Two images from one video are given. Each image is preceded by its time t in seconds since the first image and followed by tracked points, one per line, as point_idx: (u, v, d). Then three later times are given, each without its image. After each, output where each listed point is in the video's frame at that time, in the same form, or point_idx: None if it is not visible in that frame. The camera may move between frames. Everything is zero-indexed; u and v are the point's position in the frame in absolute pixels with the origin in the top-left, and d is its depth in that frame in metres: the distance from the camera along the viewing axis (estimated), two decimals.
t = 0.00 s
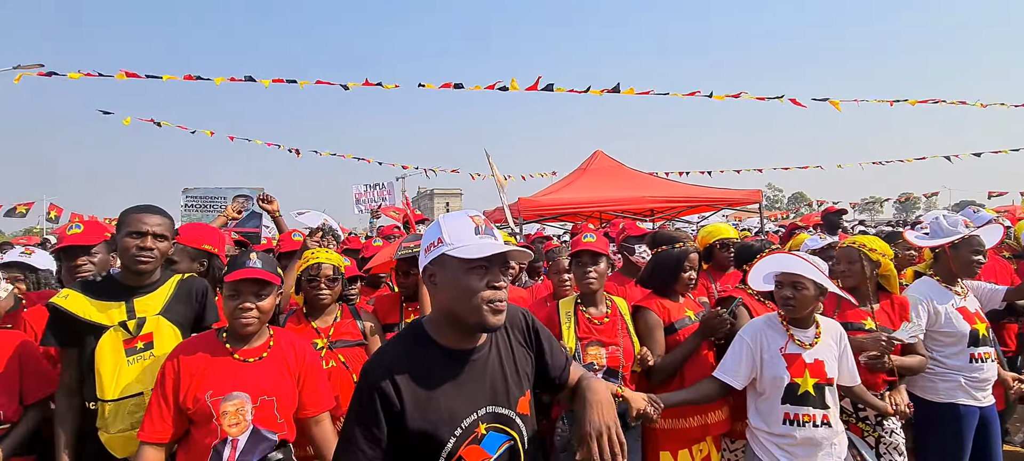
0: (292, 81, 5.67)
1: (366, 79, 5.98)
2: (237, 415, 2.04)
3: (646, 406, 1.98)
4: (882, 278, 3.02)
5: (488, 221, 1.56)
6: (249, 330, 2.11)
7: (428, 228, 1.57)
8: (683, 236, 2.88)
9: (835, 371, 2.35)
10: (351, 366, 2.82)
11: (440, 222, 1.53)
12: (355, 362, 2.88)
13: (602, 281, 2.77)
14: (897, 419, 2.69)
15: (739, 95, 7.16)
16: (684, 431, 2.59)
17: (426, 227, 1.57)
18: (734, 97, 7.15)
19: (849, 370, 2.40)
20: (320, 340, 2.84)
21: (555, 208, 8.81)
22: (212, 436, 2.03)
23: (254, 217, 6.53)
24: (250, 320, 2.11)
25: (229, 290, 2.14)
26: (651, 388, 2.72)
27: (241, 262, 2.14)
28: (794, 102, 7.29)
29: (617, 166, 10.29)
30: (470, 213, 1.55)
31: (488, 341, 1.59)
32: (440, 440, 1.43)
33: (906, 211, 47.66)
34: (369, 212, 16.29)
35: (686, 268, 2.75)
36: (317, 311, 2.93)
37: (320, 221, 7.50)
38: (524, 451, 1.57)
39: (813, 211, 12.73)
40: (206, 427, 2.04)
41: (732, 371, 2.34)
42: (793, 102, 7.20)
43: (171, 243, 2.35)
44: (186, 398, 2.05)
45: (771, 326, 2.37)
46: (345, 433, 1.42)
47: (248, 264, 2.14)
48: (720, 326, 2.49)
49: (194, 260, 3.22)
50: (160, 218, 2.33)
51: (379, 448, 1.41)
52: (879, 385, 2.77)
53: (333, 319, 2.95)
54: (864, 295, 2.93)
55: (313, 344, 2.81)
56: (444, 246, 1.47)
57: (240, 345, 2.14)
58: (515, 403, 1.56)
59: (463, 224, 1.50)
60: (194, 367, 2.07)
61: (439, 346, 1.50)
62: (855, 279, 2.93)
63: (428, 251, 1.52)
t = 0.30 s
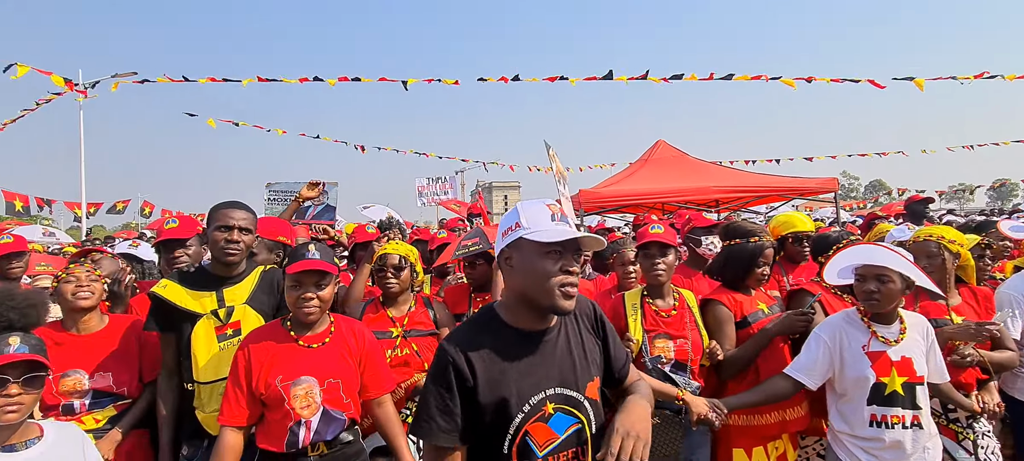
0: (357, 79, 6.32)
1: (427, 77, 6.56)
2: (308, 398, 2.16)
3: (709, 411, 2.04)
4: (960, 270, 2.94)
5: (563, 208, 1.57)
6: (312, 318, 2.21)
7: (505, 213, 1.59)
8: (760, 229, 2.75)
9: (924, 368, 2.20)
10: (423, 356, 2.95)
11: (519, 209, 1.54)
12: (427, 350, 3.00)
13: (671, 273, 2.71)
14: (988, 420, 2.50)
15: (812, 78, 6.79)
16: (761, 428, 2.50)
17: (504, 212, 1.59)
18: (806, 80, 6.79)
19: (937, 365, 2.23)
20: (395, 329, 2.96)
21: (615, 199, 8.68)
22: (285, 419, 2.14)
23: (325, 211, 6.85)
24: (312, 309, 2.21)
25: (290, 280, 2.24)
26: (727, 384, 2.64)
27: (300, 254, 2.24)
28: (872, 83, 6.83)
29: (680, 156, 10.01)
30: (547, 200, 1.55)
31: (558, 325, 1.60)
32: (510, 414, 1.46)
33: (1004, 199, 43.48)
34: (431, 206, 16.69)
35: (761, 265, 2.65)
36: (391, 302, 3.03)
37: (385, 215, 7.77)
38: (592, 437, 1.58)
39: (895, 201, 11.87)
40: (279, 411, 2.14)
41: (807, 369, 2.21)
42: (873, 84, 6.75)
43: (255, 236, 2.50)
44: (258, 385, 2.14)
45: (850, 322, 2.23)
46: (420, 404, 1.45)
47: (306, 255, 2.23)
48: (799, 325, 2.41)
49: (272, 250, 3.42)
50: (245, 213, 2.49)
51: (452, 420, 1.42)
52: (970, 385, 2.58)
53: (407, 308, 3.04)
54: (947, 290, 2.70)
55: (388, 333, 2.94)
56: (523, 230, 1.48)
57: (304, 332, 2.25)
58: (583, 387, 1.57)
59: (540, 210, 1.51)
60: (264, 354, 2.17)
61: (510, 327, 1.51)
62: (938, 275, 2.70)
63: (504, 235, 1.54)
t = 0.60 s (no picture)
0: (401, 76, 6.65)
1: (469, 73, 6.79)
2: (355, 393, 2.22)
3: (767, 409, 2.18)
4: None
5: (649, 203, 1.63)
6: (354, 316, 2.23)
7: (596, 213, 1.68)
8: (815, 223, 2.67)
9: (1000, 371, 2.08)
10: (475, 351, 2.98)
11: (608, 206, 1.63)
12: (479, 347, 3.03)
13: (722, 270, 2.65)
14: None
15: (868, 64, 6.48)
16: (816, 429, 2.43)
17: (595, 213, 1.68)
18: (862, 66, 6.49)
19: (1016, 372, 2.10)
20: (450, 323, 3.02)
21: (659, 194, 8.51)
22: (335, 412, 2.20)
23: (372, 208, 7.02)
24: (354, 307, 2.23)
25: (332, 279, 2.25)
26: (779, 384, 2.58)
27: (343, 253, 2.25)
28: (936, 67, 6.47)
29: (727, 149, 9.73)
30: (633, 197, 1.63)
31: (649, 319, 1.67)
32: (600, 400, 1.54)
33: None
34: (474, 202, 16.83)
35: (817, 260, 2.58)
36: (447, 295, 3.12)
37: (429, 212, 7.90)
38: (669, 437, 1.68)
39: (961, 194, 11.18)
40: (326, 405, 2.20)
41: (871, 374, 2.13)
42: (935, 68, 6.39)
43: (310, 232, 2.61)
44: (306, 381, 2.21)
45: (917, 323, 2.12)
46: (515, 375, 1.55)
47: (348, 254, 2.25)
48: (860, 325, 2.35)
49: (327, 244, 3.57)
50: (300, 210, 2.59)
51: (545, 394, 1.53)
52: None
53: (463, 303, 3.12)
54: None
55: (443, 327, 3.00)
56: (610, 224, 1.57)
57: (345, 329, 2.28)
58: (667, 387, 1.65)
59: (627, 204, 1.59)
60: (310, 350, 2.23)
61: (603, 316, 1.59)
62: None
63: (596, 231, 1.64)
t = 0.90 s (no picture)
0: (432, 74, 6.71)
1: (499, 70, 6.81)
2: (383, 387, 2.26)
3: (813, 398, 2.14)
4: None
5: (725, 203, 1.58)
6: (382, 311, 2.27)
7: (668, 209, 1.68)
8: (857, 220, 2.59)
9: None
10: (513, 346, 3.02)
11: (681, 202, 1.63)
12: (516, 342, 3.06)
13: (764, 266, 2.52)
14: None
15: (915, 53, 6.23)
16: (856, 431, 2.37)
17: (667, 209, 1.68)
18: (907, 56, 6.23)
19: None
20: (489, 317, 3.06)
21: (693, 189, 8.36)
22: (367, 405, 2.25)
23: (404, 204, 7.11)
24: (382, 303, 2.26)
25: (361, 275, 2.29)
26: (818, 382, 2.52)
27: (371, 250, 2.29)
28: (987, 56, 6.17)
29: (763, 142, 9.50)
30: (709, 196, 1.60)
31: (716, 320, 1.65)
32: (658, 391, 1.57)
33: None
34: (504, 197, 16.88)
35: (862, 255, 2.52)
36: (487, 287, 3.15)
37: (460, 207, 7.96)
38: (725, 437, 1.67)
39: (1013, 189, 10.62)
40: (358, 399, 2.26)
41: (920, 375, 2.06)
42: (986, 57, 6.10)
43: (349, 226, 2.66)
44: (338, 374, 2.26)
45: (972, 324, 2.03)
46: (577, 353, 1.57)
47: (376, 251, 2.28)
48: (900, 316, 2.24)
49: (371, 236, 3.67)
50: (341, 205, 2.65)
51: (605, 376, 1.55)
52: None
53: (501, 297, 3.15)
54: None
55: (482, 321, 3.05)
56: (678, 223, 1.57)
57: (374, 325, 2.32)
58: (729, 388, 1.64)
59: (699, 205, 1.57)
60: (340, 345, 2.28)
61: (669, 310, 1.60)
62: None
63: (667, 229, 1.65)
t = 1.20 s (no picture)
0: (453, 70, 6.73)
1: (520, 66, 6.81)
2: (414, 384, 2.28)
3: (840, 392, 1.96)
4: None
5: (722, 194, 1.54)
6: (407, 311, 2.29)
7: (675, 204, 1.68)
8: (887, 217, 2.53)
9: None
10: (542, 341, 3.04)
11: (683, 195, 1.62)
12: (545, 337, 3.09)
13: (784, 262, 2.57)
14: None
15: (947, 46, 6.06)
16: (888, 432, 2.32)
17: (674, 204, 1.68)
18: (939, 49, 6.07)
19: None
20: (517, 311, 3.08)
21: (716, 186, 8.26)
22: (397, 402, 2.28)
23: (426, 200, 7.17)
24: (407, 303, 2.28)
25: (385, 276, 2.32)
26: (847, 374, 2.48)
27: (394, 250, 2.31)
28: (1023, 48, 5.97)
29: (788, 137, 9.34)
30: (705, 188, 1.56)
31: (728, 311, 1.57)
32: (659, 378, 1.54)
33: None
34: (524, 193, 16.92)
35: (892, 254, 2.46)
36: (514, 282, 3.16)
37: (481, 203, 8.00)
38: (743, 429, 1.59)
39: None
40: (389, 396, 2.29)
41: (951, 374, 2.00)
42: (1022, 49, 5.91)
43: (375, 221, 2.70)
44: (368, 371, 2.30)
45: (1004, 323, 1.97)
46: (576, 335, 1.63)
47: (400, 251, 2.30)
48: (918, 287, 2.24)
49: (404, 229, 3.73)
50: (366, 200, 2.68)
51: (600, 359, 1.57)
52: None
53: (528, 292, 3.16)
54: None
55: (511, 316, 3.06)
56: (676, 217, 1.57)
57: (402, 323, 2.34)
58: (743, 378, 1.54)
59: (695, 197, 1.55)
60: (369, 343, 2.32)
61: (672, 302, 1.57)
62: None
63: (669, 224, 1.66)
